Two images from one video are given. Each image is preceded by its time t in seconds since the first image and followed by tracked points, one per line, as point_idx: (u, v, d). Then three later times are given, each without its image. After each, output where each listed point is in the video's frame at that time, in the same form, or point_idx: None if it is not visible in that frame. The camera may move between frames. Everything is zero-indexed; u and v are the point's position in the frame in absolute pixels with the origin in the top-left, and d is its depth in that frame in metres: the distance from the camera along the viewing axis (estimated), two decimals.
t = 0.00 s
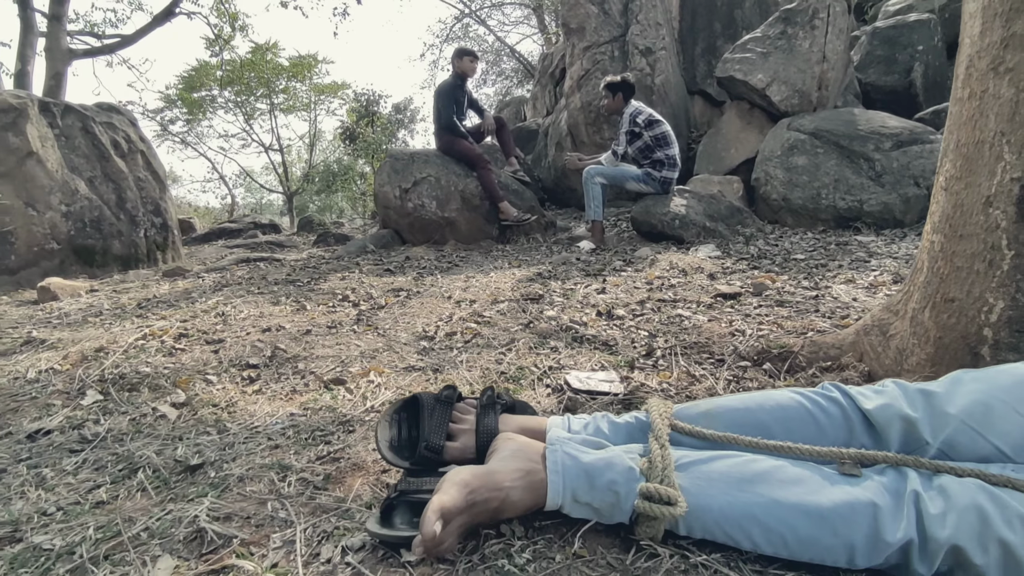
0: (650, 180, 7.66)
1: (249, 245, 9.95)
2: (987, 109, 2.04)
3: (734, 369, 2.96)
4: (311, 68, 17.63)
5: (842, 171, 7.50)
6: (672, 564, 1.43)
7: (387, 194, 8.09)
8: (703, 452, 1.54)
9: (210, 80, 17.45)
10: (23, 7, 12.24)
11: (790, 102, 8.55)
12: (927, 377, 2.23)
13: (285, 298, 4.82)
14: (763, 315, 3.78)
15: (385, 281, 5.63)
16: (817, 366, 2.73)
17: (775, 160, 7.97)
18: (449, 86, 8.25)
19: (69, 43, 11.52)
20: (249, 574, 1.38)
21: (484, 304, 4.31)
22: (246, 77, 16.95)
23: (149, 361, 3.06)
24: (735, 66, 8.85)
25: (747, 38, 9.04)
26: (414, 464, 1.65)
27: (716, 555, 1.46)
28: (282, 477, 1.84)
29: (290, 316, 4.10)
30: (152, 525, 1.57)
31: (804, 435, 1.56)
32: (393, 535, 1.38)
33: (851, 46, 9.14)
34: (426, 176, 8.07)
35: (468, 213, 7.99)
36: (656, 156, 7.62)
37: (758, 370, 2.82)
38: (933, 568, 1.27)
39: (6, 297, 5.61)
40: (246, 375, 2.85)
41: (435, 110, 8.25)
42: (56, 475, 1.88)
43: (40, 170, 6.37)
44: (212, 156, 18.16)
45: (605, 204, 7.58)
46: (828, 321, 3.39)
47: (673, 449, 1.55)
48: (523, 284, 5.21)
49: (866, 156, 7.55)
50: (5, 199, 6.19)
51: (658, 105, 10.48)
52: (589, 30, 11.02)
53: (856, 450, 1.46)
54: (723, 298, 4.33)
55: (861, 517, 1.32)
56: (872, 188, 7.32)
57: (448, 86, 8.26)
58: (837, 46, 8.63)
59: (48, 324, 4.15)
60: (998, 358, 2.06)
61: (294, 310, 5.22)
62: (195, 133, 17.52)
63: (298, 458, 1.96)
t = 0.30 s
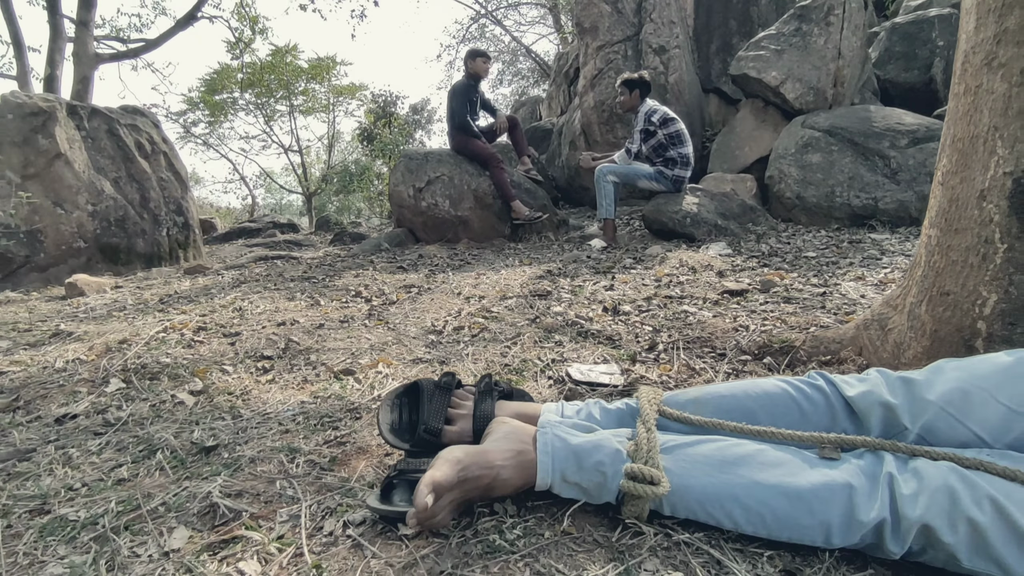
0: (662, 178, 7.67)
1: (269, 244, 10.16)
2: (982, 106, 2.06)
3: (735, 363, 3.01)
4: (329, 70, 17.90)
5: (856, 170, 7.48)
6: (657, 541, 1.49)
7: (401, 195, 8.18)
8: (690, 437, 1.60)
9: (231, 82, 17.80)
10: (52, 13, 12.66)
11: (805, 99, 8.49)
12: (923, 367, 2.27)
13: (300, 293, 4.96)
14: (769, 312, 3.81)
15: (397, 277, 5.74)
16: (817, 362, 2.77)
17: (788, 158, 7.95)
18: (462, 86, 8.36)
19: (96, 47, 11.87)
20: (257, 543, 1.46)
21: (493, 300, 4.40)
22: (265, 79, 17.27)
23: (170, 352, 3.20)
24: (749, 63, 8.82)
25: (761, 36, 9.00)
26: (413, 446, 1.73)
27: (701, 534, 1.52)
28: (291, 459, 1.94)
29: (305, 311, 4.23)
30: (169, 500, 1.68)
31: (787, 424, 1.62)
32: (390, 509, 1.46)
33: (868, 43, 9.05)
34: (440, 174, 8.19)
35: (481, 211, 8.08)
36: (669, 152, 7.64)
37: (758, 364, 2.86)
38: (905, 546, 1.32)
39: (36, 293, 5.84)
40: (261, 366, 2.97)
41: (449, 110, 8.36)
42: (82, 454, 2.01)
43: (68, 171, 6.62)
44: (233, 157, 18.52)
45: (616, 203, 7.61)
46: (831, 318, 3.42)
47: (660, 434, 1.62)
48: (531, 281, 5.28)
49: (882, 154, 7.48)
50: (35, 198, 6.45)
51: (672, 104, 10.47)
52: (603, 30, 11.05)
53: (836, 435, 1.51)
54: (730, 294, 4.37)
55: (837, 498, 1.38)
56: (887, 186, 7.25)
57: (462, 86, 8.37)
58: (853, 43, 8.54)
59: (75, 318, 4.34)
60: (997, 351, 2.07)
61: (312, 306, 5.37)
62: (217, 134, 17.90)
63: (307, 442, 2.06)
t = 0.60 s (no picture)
0: (672, 178, 7.65)
1: (285, 244, 10.36)
2: (968, 106, 2.09)
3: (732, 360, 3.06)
4: (347, 73, 18.17)
5: (868, 170, 7.44)
6: (636, 523, 1.55)
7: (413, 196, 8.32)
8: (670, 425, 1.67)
9: (250, 85, 18.12)
10: (78, 19, 13.03)
11: (817, 99, 8.45)
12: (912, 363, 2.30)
13: (312, 291, 5.09)
14: (770, 310, 3.84)
15: (407, 275, 5.85)
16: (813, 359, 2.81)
17: (800, 158, 7.93)
18: (473, 88, 8.48)
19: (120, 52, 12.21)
20: (258, 518, 1.56)
21: (499, 298, 4.48)
22: (284, 81, 17.56)
23: (186, 344, 3.34)
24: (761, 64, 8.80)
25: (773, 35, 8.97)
26: (408, 432, 1.83)
27: (680, 516, 1.58)
28: (294, 443, 2.04)
29: (316, 308, 4.36)
30: (179, 479, 1.79)
31: (764, 414, 1.67)
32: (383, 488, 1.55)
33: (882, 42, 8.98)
34: (451, 175, 8.31)
35: (491, 212, 8.17)
36: (678, 152, 7.63)
37: (754, 360, 2.91)
38: (870, 529, 1.38)
39: (62, 290, 6.07)
40: (271, 358, 3.09)
41: (460, 112, 8.48)
42: (101, 437, 2.13)
43: (93, 172, 6.85)
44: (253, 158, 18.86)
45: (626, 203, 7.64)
46: (833, 318, 3.44)
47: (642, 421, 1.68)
48: (539, 279, 5.36)
49: (894, 154, 7.43)
50: (61, 199, 6.69)
51: (684, 105, 10.47)
52: (615, 31, 11.09)
53: (809, 424, 1.57)
54: (734, 293, 4.40)
55: (805, 483, 1.43)
56: (899, 186, 7.21)
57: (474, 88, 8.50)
58: (866, 42, 8.48)
59: (97, 313, 4.51)
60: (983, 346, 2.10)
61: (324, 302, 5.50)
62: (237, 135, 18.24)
63: (310, 428, 2.16)
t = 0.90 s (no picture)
0: (697, 193, 7.71)
1: (329, 253, 10.93)
2: (922, 131, 2.18)
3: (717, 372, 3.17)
4: (398, 87, 18.92)
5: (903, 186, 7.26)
6: (563, 509, 1.72)
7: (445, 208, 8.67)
8: (605, 423, 1.84)
9: (307, 100, 19.13)
10: (152, 43, 14.20)
11: (853, 113, 8.31)
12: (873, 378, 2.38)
13: (340, 297, 5.45)
14: (768, 324, 3.91)
15: (432, 284, 6.16)
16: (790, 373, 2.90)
17: (833, 173, 7.82)
18: (505, 104, 8.79)
19: (188, 73, 13.23)
20: (242, 488, 1.82)
21: (509, 307, 4.71)
22: (336, 97, 18.47)
23: (218, 342, 3.72)
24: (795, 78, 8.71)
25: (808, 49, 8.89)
26: (380, 422, 2.07)
27: (605, 505, 1.74)
28: (289, 430, 2.32)
29: (340, 312, 4.70)
30: (186, 454, 2.08)
31: (693, 417, 1.83)
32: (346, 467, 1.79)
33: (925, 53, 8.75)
34: (482, 189, 8.61)
35: (519, 224, 8.42)
36: (706, 166, 7.67)
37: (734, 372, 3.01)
38: (765, 521, 1.51)
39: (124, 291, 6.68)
40: (287, 357, 3.42)
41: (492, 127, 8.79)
42: (131, 417, 2.47)
43: (154, 185, 7.52)
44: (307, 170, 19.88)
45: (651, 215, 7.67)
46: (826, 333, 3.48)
47: (581, 419, 1.87)
48: (554, 290, 5.55)
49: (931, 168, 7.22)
50: (126, 209, 7.37)
51: (719, 118, 10.45)
52: (650, 46, 11.20)
53: (727, 426, 1.72)
54: (740, 307, 4.47)
55: (710, 477, 1.59)
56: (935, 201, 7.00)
57: (506, 104, 8.80)
58: (906, 54, 8.29)
59: (149, 313, 5.01)
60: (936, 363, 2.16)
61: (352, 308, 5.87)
62: (293, 148, 19.29)
63: (306, 418, 2.44)
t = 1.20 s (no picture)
0: (695, 208, 7.96)
1: (351, 262, 11.55)
2: (811, 160, 2.51)
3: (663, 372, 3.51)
4: (431, 102, 19.68)
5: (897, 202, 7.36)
6: (476, 470, 2.11)
7: (458, 224, 9.15)
8: (519, 404, 2.22)
9: (342, 115, 20.03)
10: (196, 65, 15.23)
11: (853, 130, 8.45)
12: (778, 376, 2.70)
13: (346, 303, 5.95)
14: (726, 332, 4.21)
15: (434, 293, 6.61)
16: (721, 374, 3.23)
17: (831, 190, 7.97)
18: (514, 123, 9.25)
19: (227, 93, 14.15)
20: (225, 448, 2.27)
21: (496, 313, 5.11)
22: (366, 113, 19.33)
23: (231, 339, 4.23)
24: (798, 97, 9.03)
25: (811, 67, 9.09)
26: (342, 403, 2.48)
27: (511, 469, 2.12)
28: (273, 408, 2.78)
29: (343, 316, 5.18)
30: (186, 424, 2.55)
31: (591, 399, 2.19)
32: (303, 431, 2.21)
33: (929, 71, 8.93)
34: (490, 203, 9.06)
35: (524, 237, 8.83)
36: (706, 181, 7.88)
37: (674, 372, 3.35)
38: (625, 481, 1.87)
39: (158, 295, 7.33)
40: (287, 352, 3.89)
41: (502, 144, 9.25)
42: (147, 396, 2.97)
43: (189, 199, 8.22)
44: (339, 183, 20.79)
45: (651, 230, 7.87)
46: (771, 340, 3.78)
47: (500, 400, 2.25)
48: (545, 298, 5.94)
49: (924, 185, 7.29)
50: (164, 220, 8.08)
51: (726, 135, 10.69)
52: (660, 65, 11.54)
53: (612, 406, 2.07)
54: (708, 316, 4.78)
55: (586, 445, 1.96)
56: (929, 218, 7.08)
57: (515, 123, 9.26)
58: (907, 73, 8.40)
59: (176, 314, 5.59)
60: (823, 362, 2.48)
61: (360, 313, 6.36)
62: (326, 162, 20.21)
63: (290, 400, 2.90)
